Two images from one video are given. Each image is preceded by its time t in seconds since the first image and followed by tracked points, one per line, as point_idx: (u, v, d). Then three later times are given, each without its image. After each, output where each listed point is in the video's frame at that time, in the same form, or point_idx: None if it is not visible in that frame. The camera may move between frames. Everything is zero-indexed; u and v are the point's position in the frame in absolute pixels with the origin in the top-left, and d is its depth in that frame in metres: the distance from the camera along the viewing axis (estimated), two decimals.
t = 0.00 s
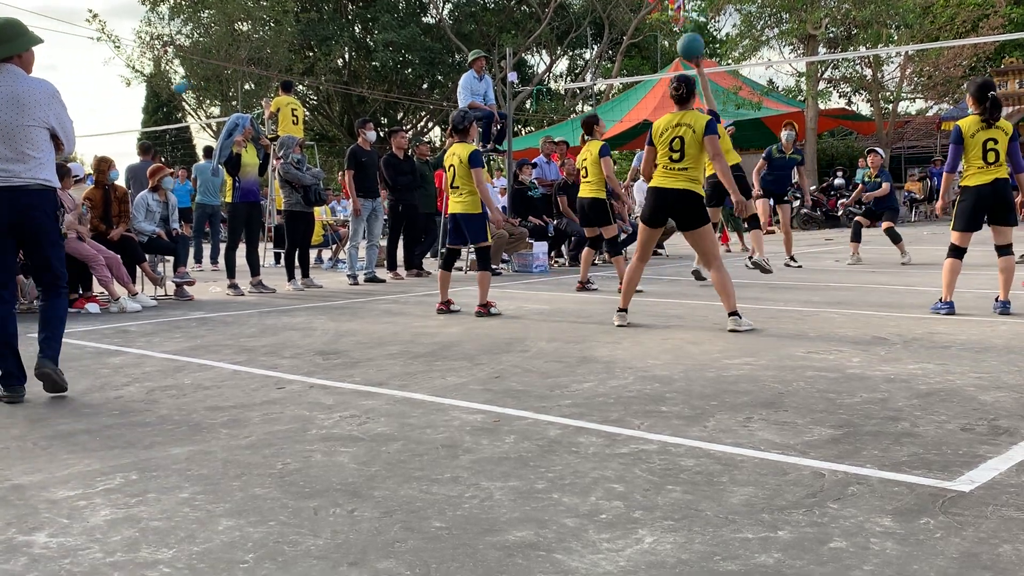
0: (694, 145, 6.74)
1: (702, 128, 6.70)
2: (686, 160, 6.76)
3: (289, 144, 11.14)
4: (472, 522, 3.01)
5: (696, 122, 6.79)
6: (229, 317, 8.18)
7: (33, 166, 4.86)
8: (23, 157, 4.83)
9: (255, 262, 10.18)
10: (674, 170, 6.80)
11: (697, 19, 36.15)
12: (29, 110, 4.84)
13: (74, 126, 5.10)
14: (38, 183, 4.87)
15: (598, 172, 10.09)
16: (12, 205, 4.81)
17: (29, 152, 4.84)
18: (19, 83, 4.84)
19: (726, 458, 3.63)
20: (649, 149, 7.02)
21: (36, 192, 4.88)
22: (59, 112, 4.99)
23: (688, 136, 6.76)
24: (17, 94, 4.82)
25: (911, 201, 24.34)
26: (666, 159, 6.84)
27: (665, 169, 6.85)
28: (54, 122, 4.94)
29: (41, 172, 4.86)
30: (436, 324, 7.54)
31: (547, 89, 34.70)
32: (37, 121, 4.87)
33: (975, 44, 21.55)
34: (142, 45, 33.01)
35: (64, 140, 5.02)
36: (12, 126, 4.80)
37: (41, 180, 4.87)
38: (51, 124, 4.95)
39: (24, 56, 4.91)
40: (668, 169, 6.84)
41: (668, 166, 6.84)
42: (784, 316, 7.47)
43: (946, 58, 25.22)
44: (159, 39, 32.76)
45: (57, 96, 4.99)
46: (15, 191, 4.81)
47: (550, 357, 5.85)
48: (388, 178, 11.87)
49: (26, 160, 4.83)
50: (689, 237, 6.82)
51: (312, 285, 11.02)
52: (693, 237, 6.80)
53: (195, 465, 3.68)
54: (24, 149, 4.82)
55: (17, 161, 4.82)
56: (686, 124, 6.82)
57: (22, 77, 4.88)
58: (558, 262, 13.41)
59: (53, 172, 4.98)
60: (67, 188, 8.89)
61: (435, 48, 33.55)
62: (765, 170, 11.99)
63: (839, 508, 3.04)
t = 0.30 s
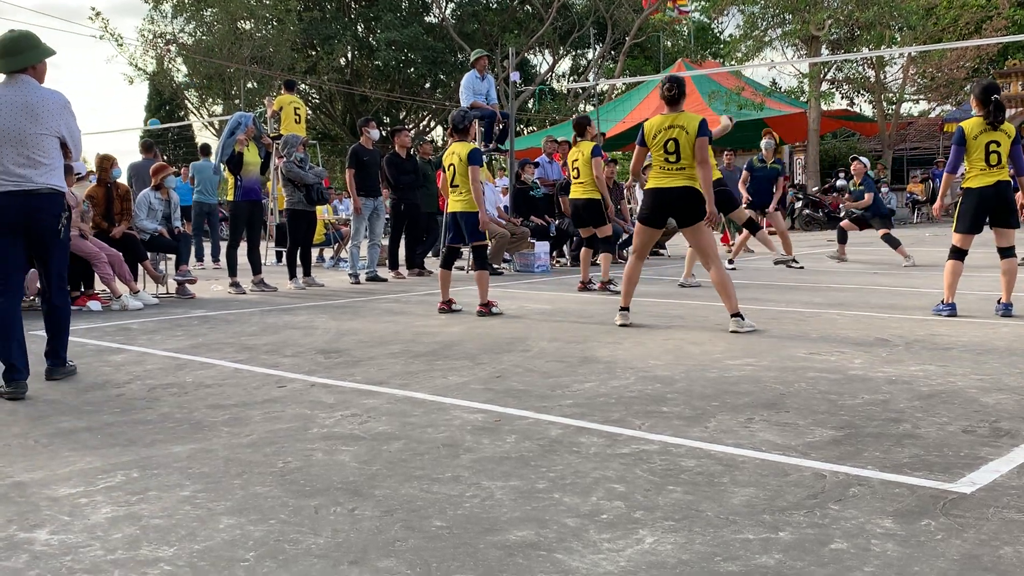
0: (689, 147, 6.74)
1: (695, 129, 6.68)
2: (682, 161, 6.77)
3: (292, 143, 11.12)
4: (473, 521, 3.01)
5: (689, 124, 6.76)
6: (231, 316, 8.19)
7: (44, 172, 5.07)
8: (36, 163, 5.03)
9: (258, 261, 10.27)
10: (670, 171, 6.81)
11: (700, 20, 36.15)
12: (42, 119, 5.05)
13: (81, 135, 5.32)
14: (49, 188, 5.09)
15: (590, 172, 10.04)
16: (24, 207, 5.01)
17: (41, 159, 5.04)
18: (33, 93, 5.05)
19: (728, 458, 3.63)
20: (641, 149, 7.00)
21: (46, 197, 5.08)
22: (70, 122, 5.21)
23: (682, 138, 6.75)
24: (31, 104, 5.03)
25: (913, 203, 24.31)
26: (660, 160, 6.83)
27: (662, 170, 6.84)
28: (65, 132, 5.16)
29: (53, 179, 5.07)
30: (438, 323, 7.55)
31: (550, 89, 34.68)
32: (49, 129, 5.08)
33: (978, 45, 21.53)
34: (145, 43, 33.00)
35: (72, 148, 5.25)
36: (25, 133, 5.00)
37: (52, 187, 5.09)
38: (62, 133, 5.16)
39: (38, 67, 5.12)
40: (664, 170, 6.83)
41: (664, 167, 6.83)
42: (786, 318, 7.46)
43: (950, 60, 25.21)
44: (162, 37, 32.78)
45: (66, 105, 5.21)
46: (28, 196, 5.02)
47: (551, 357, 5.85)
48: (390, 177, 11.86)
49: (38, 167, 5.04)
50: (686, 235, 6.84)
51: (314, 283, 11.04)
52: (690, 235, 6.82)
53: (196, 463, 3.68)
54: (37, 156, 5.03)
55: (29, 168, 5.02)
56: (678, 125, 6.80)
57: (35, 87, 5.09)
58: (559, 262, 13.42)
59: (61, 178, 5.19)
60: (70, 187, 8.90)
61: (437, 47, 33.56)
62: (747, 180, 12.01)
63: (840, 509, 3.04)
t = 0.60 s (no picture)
0: (689, 143, 6.84)
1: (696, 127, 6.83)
2: (682, 156, 6.82)
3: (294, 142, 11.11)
4: (473, 521, 3.01)
5: (687, 120, 6.87)
6: (231, 315, 8.18)
7: (59, 166, 5.36)
8: (50, 158, 5.33)
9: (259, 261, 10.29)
10: (671, 166, 6.82)
11: (701, 20, 36.14)
12: (57, 116, 5.36)
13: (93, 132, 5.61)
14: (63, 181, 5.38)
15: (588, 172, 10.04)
16: (36, 198, 5.32)
17: (56, 153, 5.34)
18: (48, 92, 5.36)
19: (728, 459, 3.63)
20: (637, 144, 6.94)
21: (57, 190, 5.37)
22: (82, 119, 5.51)
23: (683, 134, 6.84)
24: (46, 102, 5.34)
25: (914, 203, 24.27)
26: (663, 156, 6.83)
27: (662, 165, 6.84)
28: (78, 128, 5.46)
29: (66, 172, 5.35)
30: (438, 323, 7.53)
31: (551, 88, 34.64)
32: (63, 125, 5.39)
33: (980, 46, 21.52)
34: (146, 42, 32.97)
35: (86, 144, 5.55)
36: (41, 129, 5.32)
37: (65, 179, 5.37)
38: (75, 129, 5.46)
39: (54, 68, 5.44)
40: (664, 165, 6.84)
41: (663, 162, 6.84)
42: (788, 318, 7.44)
43: (951, 60, 25.18)
44: (163, 36, 32.74)
45: (79, 104, 5.52)
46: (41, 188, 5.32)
47: (551, 357, 5.85)
48: (392, 176, 11.87)
49: (52, 161, 5.32)
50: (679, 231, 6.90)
51: (315, 282, 11.03)
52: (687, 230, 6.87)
53: (197, 462, 3.69)
54: (51, 151, 5.33)
55: (45, 162, 5.32)
56: (676, 121, 6.88)
57: (50, 87, 5.40)
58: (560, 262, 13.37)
59: (76, 172, 5.49)
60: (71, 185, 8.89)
61: (438, 47, 33.56)
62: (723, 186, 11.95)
63: (840, 509, 3.04)
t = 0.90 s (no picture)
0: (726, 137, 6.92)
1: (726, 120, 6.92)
2: (722, 150, 6.88)
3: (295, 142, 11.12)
4: (473, 520, 3.01)
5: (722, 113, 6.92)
6: (231, 314, 8.18)
7: (61, 168, 5.46)
8: (52, 161, 5.42)
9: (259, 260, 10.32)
10: (713, 161, 6.84)
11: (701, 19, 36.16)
12: (57, 120, 5.45)
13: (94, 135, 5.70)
14: (65, 183, 5.47)
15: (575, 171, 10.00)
16: (38, 200, 5.41)
17: (57, 156, 5.43)
18: (49, 97, 5.46)
19: (729, 458, 3.63)
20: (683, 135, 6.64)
21: (58, 191, 5.45)
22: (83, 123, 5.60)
23: (724, 127, 6.87)
24: (47, 107, 5.43)
25: (914, 203, 24.28)
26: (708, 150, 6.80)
27: (709, 160, 6.80)
28: (79, 131, 5.54)
29: (66, 173, 5.44)
30: (438, 323, 7.53)
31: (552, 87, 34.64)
32: (64, 129, 5.47)
33: (980, 46, 21.51)
34: (147, 41, 32.98)
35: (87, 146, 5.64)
36: (42, 133, 5.40)
37: (66, 180, 5.46)
38: (77, 133, 5.55)
39: (55, 74, 5.51)
40: (710, 160, 6.81)
41: (709, 157, 6.81)
42: (789, 318, 7.45)
43: (951, 60, 25.19)
44: (164, 36, 32.73)
45: (80, 108, 5.61)
46: (42, 190, 5.41)
47: (552, 357, 5.85)
48: (394, 175, 11.91)
49: (53, 163, 5.42)
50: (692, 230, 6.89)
51: (315, 282, 11.03)
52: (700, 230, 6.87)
53: (198, 461, 3.69)
54: (53, 154, 5.42)
55: (47, 165, 5.42)
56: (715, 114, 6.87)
57: (50, 92, 5.49)
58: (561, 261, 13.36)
59: (78, 174, 5.58)
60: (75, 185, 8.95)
61: (439, 46, 33.57)
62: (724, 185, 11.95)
63: (841, 509, 3.04)
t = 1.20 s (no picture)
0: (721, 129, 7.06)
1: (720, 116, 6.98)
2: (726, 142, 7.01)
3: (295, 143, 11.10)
4: (473, 520, 3.01)
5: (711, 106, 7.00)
6: (231, 314, 8.17)
7: (49, 170, 5.62)
8: (41, 163, 5.59)
9: (262, 259, 10.35)
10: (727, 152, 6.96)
11: (701, 18, 36.19)
12: (46, 122, 5.61)
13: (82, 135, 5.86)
14: (52, 184, 5.64)
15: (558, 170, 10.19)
16: (30, 201, 5.58)
17: (46, 158, 5.59)
18: (37, 101, 5.62)
19: (728, 457, 3.63)
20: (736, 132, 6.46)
21: (51, 193, 5.65)
22: (71, 125, 5.76)
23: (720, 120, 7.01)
24: (35, 110, 5.59)
25: (914, 202, 24.32)
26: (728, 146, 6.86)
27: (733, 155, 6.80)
28: (67, 133, 5.70)
29: (57, 175, 5.62)
30: (439, 322, 7.53)
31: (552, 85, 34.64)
32: (52, 131, 5.63)
33: (980, 45, 21.51)
34: (147, 41, 32.96)
35: (75, 148, 5.81)
36: (31, 136, 5.56)
37: (57, 182, 5.64)
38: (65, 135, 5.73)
39: (43, 78, 5.71)
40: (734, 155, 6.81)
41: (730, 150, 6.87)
42: (789, 317, 7.45)
43: (951, 59, 25.21)
44: (164, 36, 32.69)
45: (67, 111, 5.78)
46: (36, 192, 5.60)
47: (552, 356, 5.85)
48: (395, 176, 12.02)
49: (44, 167, 5.59)
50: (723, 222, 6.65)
51: (316, 281, 11.02)
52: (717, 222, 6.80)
53: (198, 461, 3.69)
54: (42, 156, 5.58)
55: (36, 167, 5.58)
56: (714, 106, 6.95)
57: (39, 96, 5.66)
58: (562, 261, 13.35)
59: (66, 175, 5.74)
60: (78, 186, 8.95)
61: (439, 46, 33.58)
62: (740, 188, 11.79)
63: (841, 508, 3.04)
